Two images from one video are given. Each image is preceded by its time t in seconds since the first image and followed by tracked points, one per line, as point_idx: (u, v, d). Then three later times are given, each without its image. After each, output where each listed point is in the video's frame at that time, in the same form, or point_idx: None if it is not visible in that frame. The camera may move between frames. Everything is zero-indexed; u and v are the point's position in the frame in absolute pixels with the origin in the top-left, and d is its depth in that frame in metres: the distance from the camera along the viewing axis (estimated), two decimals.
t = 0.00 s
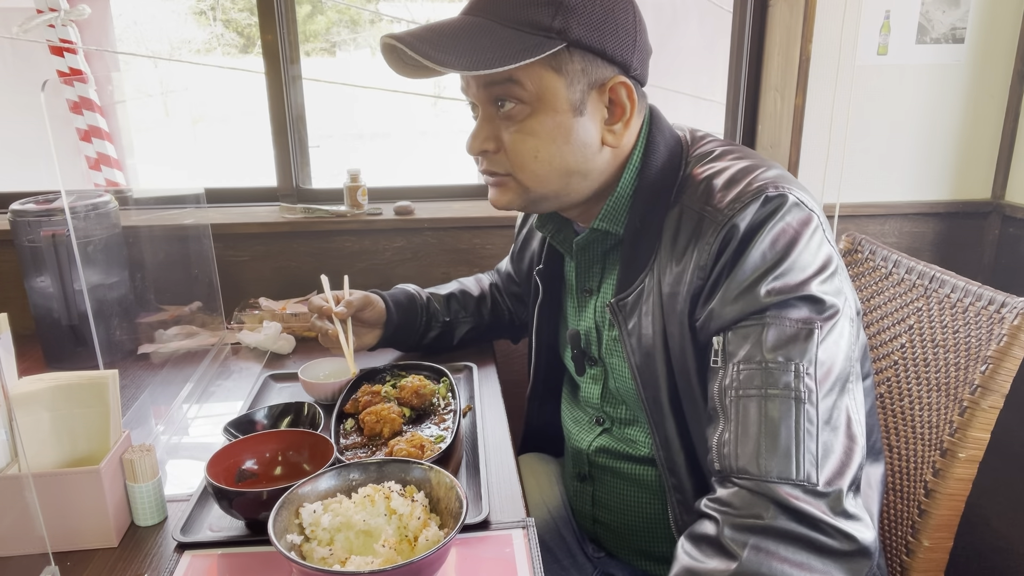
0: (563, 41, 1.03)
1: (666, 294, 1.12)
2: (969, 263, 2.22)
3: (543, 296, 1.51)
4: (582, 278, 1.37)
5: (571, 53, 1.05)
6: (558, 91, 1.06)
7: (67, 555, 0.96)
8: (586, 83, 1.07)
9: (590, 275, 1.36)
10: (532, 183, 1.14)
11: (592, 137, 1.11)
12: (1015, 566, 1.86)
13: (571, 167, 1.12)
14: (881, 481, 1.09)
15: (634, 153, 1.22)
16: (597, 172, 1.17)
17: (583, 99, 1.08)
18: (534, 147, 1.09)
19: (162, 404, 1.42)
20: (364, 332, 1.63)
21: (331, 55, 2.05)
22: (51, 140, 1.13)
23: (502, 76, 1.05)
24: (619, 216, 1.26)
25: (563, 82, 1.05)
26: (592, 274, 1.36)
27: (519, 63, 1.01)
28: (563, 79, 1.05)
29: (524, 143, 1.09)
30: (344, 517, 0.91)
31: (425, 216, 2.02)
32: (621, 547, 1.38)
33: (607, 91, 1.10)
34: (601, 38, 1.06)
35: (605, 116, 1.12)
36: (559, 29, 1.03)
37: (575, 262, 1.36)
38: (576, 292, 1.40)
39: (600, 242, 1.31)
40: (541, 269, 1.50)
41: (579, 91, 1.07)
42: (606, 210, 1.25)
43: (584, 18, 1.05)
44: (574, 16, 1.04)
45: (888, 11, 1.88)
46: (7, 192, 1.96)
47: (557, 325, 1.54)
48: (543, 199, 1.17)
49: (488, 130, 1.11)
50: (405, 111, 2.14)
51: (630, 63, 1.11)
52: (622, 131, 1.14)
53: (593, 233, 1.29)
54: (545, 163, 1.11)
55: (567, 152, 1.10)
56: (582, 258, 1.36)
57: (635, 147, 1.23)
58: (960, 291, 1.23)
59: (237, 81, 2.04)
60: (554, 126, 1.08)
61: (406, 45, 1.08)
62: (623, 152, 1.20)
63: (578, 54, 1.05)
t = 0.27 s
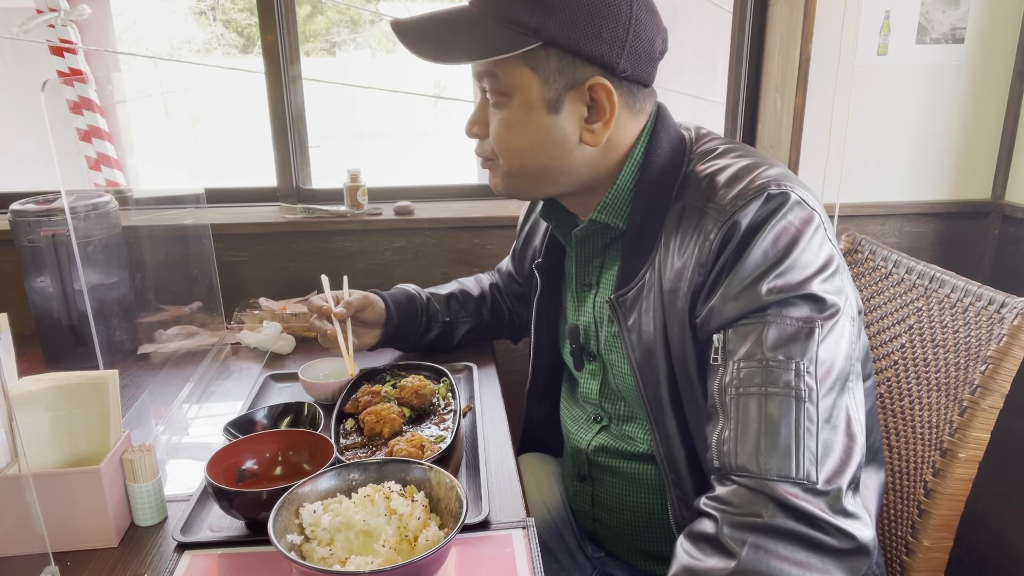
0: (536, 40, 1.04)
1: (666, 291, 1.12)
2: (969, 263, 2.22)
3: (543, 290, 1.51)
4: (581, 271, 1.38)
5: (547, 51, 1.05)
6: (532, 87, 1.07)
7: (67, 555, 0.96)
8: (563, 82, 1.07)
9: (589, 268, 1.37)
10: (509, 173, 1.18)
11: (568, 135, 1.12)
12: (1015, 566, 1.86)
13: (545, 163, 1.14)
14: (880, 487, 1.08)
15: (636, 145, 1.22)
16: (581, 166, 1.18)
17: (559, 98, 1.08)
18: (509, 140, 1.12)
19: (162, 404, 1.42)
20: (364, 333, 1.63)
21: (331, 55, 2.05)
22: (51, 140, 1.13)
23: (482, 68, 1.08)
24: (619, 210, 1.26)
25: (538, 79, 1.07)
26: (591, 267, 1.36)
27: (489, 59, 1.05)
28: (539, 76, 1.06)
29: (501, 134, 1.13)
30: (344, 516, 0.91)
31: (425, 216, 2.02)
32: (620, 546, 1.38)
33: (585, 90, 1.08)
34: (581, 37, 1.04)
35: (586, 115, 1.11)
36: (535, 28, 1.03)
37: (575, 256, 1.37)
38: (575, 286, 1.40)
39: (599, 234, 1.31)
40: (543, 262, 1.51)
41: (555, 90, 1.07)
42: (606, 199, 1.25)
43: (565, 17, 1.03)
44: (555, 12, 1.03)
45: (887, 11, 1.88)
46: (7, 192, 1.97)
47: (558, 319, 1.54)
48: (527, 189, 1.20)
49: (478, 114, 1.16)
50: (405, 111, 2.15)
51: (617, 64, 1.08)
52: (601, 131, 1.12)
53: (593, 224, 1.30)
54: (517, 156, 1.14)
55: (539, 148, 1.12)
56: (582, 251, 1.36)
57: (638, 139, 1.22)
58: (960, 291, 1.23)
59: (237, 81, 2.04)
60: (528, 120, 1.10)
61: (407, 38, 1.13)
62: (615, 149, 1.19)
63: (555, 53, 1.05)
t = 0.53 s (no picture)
0: (523, 46, 1.06)
1: (668, 291, 1.12)
2: (969, 263, 2.22)
3: (545, 290, 1.51)
4: (583, 271, 1.38)
5: (534, 55, 1.07)
6: (521, 91, 1.10)
7: (67, 555, 0.96)
8: (551, 86, 1.09)
9: (591, 268, 1.36)
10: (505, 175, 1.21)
11: (558, 137, 1.13)
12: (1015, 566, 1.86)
13: (537, 165, 1.16)
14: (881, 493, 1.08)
15: (637, 145, 1.22)
16: (575, 167, 1.19)
17: (548, 101, 1.10)
18: (502, 142, 1.16)
19: (162, 404, 1.42)
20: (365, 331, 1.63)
21: (331, 55, 2.05)
22: (52, 140, 1.13)
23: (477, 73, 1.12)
24: (621, 211, 1.25)
25: (526, 83, 1.09)
26: (593, 267, 1.36)
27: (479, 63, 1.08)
28: (527, 80, 1.09)
29: (496, 136, 1.16)
30: (345, 516, 0.91)
31: (425, 216, 2.02)
32: (621, 545, 1.38)
33: (573, 93, 1.09)
34: (566, 43, 1.05)
35: (577, 118, 1.12)
36: (521, 33, 1.06)
37: (577, 256, 1.37)
38: (577, 286, 1.40)
39: (602, 234, 1.31)
40: (546, 262, 1.50)
41: (543, 93, 1.10)
42: (608, 201, 1.25)
43: (550, 21, 1.04)
44: (541, 18, 1.04)
45: (887, 11, 1.88)
46: (7, 192, 1.96)
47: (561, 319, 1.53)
48: (522, 189, 1.23)
49: (479, 117, 1.21)
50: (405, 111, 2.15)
51: (606, 69, 1.08)
52: (591, 134, 1.13)
53: (595, 225, 1.29)
54: (511, 159, 1.17)
55: (530, 151, 1.15)
56: (584, 251, 1.36)
57: (639, 139, 1.22)
58: (960, 290, 1.23)
59: (237, 81, 2.04)
60: (519, 121, 1.12)
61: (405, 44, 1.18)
62: (612, 150, 1.19)
63: (541, 58, 1.07)
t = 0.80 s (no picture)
0: (527, 94, 1.01)
1: (688, 288, 1.12)
2: (970, 263, 2.22)
3: (560, 285, 1.51)
4: (602, 266, 1.37)
5: (541, 103, 1.03)
6: (537, 137, 1.06)
7: (67, 555, 0.96)
8: (566, 122, 1.05)
9: (611, 263, 1.35)
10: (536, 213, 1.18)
11: (584, 164, 1.10)
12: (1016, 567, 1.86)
13: (568, 195, 1.14)
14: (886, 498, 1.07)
15: (664, 141, 1.21)
16: (604, 184, 1.16)
17: (567, 136, 1.06)
18: (528, 186, 1.12)
19: (162, 404, 1.42)
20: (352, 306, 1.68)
21: (331, 55, 2.05)
22: (51, 140, 1.13)
23: (481, 135, 1.07)
24: (646, 209, 1.24)
25: (540, 127, 1.05)
26: (613, 262, 1.35)
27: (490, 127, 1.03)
28: (540, 125, 1.04)
29: (521, 183, 1.13)
30: (345, 516, 0.91)
31: (425, 216, 2.02)
32: (624, 541, 1.39)
33: (591, 120, 1.05)
34: (569, 79, 1.01)
35: (598, 142, 1.09)
36: (522, 83, 1.01)
37: (596, 251, 1.36)
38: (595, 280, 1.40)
39: (623, 232, 1.30)
40: (563, 259, 1.50)
41: (561, 132, 1.05)
42: (634, 199, 1.23)
43: (548, 63, 1.00)
44: (538, 66, 1.00)
45: (887, 11, 1.88)
46: (7, 192, 1.96)
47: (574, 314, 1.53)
48: (559, 219, 1.20)
49: (493, 166, 1.16)
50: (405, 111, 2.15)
51: (613, 88, 1.05)
52: (617, 152, 1.09)
53: (617, 224, 1.28)
54: (541, 198, 1.14)
55: (558, 186, 1.12)
56: (603, 247, 1.35)
57: (664, 134, 1.22)
58: (959, 290, 1.23)
59: (237, 81, 2.04)
60: (542, 165, 1.09)
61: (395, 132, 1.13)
62: (630, 159, 1.19)
63: (548, 101, 1.03)
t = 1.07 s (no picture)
0: (554, 104, 1.01)
1: (713, 297, 1.12)
2: (970, 263, 2.22)
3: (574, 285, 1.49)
4: (620, 267, 1.36)
5: (569, 113, 1.02)
6: (562, 147, 1.06)
7: (67, 555, 0.96)
8: (593, 134, 1.05)
9: (629, 265, 1.35)
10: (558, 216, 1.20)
11: (609, 176, 1.11)
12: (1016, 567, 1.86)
13: (592, 202, 1.15)
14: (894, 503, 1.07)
15: (689, 146, 1.21)
16: (628, 193, 1.17)
17: (593, 148, 1.06)
18: (552, 192, 1.14)
19: (162, 404, 1.42)
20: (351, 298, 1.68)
21: (331, 55, 2.05)
22: (51, 140, 1.13)
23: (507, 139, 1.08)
24: (670, 215, 1.23)
25: (565, 138, 1.05)
26: (631, 264, 1.34)
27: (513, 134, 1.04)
28: (566, 136, 1.05)
29: (544, 188, 1.14)
30: (344, 516, 0.91)
31: (425, 216, 2.02)
32: (625, 542, 1.39)
33: (619, 133, 1.05)
34: (598, 94, 1.00)
35: (624, 153, 1.09)
36: (549, 93, 1.00)
37: (615, 254, 1.35)
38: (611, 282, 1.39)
39: (645, 237, 1.29)
40: (577, 258, 1.49)
41: (586, 144, 1.06)
42: (658, 204, 1.22)
43: (577, 74, 0.99)
44: (567, 76, 0.99)
45: (888, 11, 1.88)
46: (7, 192, 1.96)
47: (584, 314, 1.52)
48: (582, 222, 1.22)
49: (515, 165, 1.17)
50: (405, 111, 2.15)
51: (644, 101, 1.04)
52: (643, 165, 1.09)
53: (641, 229, 1.27)
54: (564, 204, 1.15)
55: (582, 194, 1.13)
56: (621, 250, 1.34)
57: (691, 138, 1.21)
58: (959, 289, 1.23)
59: (237, 81, 2.04)
60: (566, 174, 1.10)
61: (420, 128, 1.12)
62: (658, 167, 1.19)
63: (576, 113, 1.03)
